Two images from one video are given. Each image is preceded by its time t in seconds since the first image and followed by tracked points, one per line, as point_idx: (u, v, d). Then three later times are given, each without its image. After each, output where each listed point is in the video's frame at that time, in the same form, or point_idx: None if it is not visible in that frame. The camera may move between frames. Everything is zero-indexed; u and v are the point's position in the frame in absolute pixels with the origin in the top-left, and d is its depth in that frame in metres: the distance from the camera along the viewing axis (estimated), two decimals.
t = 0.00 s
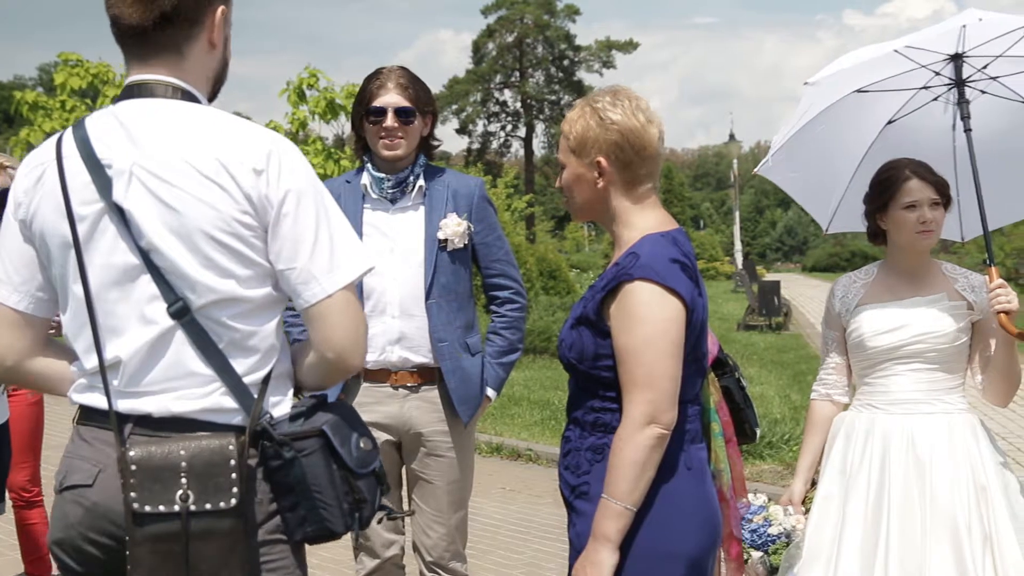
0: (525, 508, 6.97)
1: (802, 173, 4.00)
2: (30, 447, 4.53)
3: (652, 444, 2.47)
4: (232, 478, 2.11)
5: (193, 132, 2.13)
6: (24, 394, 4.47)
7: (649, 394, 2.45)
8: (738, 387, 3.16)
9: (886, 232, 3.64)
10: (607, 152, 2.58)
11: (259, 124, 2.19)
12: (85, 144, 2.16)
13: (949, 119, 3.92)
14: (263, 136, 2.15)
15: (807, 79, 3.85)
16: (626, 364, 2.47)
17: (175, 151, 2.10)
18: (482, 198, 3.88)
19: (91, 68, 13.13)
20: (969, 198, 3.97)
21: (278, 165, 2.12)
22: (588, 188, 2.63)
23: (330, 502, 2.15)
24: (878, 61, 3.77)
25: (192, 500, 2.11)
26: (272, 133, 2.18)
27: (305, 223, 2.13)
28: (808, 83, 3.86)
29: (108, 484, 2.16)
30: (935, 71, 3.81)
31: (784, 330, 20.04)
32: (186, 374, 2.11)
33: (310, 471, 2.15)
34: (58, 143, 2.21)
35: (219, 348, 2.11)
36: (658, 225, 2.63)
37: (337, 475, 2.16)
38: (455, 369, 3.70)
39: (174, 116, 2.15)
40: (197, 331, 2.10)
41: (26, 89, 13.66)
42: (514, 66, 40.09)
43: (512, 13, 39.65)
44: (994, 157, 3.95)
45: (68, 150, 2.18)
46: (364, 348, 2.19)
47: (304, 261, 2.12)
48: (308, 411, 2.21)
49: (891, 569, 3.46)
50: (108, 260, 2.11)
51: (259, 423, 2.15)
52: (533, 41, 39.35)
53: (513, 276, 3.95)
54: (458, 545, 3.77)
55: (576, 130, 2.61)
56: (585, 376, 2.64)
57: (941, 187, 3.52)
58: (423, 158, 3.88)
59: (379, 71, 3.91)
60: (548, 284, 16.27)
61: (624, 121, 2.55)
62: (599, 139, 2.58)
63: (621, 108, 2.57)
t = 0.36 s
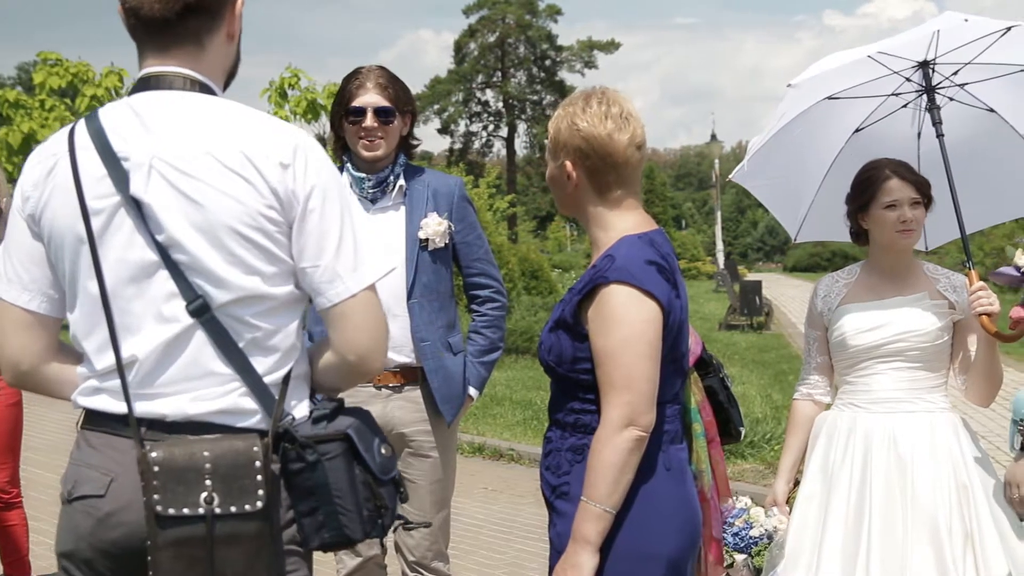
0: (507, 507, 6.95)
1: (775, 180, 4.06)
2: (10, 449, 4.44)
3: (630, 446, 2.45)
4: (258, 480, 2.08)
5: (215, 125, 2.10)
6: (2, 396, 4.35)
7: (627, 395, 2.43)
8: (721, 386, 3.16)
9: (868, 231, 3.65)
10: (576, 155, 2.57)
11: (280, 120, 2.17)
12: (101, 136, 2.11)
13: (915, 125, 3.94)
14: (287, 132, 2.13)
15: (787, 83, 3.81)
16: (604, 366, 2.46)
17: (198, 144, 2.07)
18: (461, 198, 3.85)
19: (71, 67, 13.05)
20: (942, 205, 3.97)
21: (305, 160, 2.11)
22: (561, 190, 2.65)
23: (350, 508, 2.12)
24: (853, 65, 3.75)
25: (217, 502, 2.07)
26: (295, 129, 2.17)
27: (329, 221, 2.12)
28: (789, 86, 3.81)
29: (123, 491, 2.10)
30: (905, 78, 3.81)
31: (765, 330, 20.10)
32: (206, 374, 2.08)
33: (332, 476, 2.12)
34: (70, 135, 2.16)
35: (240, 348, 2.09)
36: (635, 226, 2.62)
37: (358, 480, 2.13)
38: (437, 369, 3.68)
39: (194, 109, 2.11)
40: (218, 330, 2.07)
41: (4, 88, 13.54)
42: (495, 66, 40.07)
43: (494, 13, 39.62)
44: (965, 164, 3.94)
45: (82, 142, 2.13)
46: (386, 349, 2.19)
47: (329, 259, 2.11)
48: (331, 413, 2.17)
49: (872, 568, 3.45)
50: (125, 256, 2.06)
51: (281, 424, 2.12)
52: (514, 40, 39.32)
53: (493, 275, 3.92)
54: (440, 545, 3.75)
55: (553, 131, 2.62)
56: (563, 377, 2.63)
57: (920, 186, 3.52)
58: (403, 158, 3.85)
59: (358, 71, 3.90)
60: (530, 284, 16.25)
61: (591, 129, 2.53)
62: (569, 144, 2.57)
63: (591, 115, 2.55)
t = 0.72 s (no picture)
0: (492, 507, 6.93)
1: (759, 173, 4.03)
2: None
3: (615, 447, 2.45)
4: (302, 492, 1.97)
5: (236, 128, 1.96)
6: None
7: (612, 396, 2.43)
8: (707, 387, 3.16)
9: (851, 231, 3.66)
10: (580, 151, 2.56)
11: (302, 126, 2.04)
12: (115, 134, 1.97)
13: (902, 126, 3.96)
14: (313, 141, 2.00)
15: (786, 71, 3.78)
16: (589, 365, 2.45)
17: (219, 146, 1.94)
18: (445, 197, 3.83)
19: (54, 66, 12.96)
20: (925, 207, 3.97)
21: (332, 171, 1.98)
22: (556, 182, 2.62)
23: (388, 515, 2.00)
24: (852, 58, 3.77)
25: (262, 513, 1.94)
26: (319, 138, 2.04)
27: (356, 234, 1.99)
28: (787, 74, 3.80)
29: (156, 527, 1.93)
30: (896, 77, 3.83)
31: (749, 329, 20.17)
32: (224, 387, 1.93)
33: (366, 482, 2.00)
34: (82, 132, 2.02)
35: (260, 357, 1.95)
36: (623, 225, 2.61)
37: (395, 486, 2.02)
38: (421, 369, 3.67)
39: (215, 111, 1.97)
40: (237, 341, 1.93)
41: None
42: (480, 66, 40.04)
43: (479, 13, 39.58)
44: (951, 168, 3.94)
45: (95, 140, 1.99)
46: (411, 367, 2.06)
47: (355, 274, 1.98)
48: (356, 419, 2.04)
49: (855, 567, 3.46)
50: (136, 262, 1.92)
51: (311, 432, 2.01)
52: (500, 40, 39.30)
53: (478, 275, 3.92)
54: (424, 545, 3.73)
55: (553, 123, 2.59)
56: (549, 377, 2.62)
57: (904, 185, 3.53)
58: (385, 158, 3.85)
59: (335, 71, 3.85)
60: (514, 284, 16.24)
61: (598, 124, 2.53)
62: (573, 137, 2.55)
63: (599, 110, 2.54)
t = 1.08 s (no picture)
0: (474, 507, 6.95)
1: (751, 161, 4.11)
2: None
3: (600, 443, 2.46)
4: (291, 504, 1.95)
5: (230, 134, 1.95)
6: None
7: (600, 392, 2.44)
8: (687, 388, 3.18)
9: (831, 232, 3.69)
10: (612, 144, 2.64)
11: (301, 135, 2.03)
12: (110, 134, 1.97)
13: (900, 119, 4.00)
14: (310, 149, 1.99)
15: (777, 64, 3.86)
16: (575, 360, 2.47)
17: (212, 152, 1.93)
18: (424, 197, 3.83)
19: (33, 65, 12.89)
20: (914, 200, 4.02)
21: (327, 180, 1.96)
22: (583, 177, 2.63)
23: (380, 523, 1.98)
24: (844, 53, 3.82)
25: (247, 525, 1.93)
26: (317, 146, 2.02)
27: (349, 246, 1.97)
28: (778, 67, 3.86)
29: (145, 539, 1.94)
30: (894, 71, 3.88)
31: (730, 329, 20.25)
32: (211, 394, 1.93)
33: (357, 491, 1.97)
34: (75, 131, 2.02)
35: (251, 363, 1.94)
36: (610, 225, 2.65)
37: (387, 493, 1.98)
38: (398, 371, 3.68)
39: (210, 115, 1.97)
40: (226, 348, 1.92)
41: None
42: (462, 66, 40.03)
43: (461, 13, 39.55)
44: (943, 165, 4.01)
45: (88, 141, 1.98)
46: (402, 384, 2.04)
47: (347, 287, 1.96)
48: (347, 428, 2.01)
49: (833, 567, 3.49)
50: (126, 265, 1.92)
51: (305, 438, 1.99)
52: (482, 40, 39.31)
53: (458, 275, 3.91)
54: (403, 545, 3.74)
55: (578, 118, 2.62)
56: (533, 371, 2.62)
57: (883, 186, 3.56)
58: (361, 159, 3.80)
59: (307, 72, 3.76)
60: (496, 284, 16.26)
61: (623, 121, 2.67)
62: (605, 133, 2.63)
63: (617, 108, 2.68)
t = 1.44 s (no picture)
0: (449, 508, 6.94)
1: (736, 153, 4.17)
2: None
3: (582, 440, 2.46)
4: (258, 508, 1.93)
5: (207, 135, 1.95)
6: None
7: (581, 389, 2.44)
8: (658, 388, 3.19)
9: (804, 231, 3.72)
10: (585, 146, 2.66)
11: (280, 138, 2.02)
12: (85, 133, 1.96)
13: (883, 115, 4.03)
14: (287, 152, 1.98)
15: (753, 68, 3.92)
16: (553, 357, 2.48)
17: (188, 153, 1.92)
18: (397, 197, 3.80)
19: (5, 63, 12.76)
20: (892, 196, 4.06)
21: (304, 183, 1.95)
22: (560, 179, 2.64)
23: (353, 525, 1.97)
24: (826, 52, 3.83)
25: (214, 528, 1.92)
26: (296, 149, 2.02)
27: (326, 250, 1.96)
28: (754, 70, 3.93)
29: (118, 537, 1.93)
30: (877, 68, 3.90)
31: (705, 328, 20.35)
32: (185, 395, 1.92)
33: (331, 493, 1.96)
34: (51, 129, 2.01)
35: (226, 365, 1.93)
36: (582, 225, 2.66)
37: (358, 495, 1.98)
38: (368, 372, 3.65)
39: (187, 116, 1.96)
40: (200, 349, 1.91)
41: None
42: (438, 66, 39.98)
43: (436, 13, 39.50)
44: (925, 161, 4.06)
45: (64, 140, 1.98)
46: (378, 386, 2.04)
47: (323, 290, 1.95)
48: (321, 430, 2.00)
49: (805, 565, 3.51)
50: (101, 265, 1.91)
51: (277, 441, 1.98)
52: (458, 40, 39.26)
53: (433, 274, 3.87)
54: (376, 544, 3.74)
55: (554, 121, 2.63)
56: (512, 372, 2.63)
57: (854, 186, 3.59)
58: (332, 160, 3.79)
59: (276, 72, 3.75)
60: (472, 284, 16.26)
61: (593, 124, 2.69)
62: (579, 135, 2.65)
63: (587, 110, 2.69)
